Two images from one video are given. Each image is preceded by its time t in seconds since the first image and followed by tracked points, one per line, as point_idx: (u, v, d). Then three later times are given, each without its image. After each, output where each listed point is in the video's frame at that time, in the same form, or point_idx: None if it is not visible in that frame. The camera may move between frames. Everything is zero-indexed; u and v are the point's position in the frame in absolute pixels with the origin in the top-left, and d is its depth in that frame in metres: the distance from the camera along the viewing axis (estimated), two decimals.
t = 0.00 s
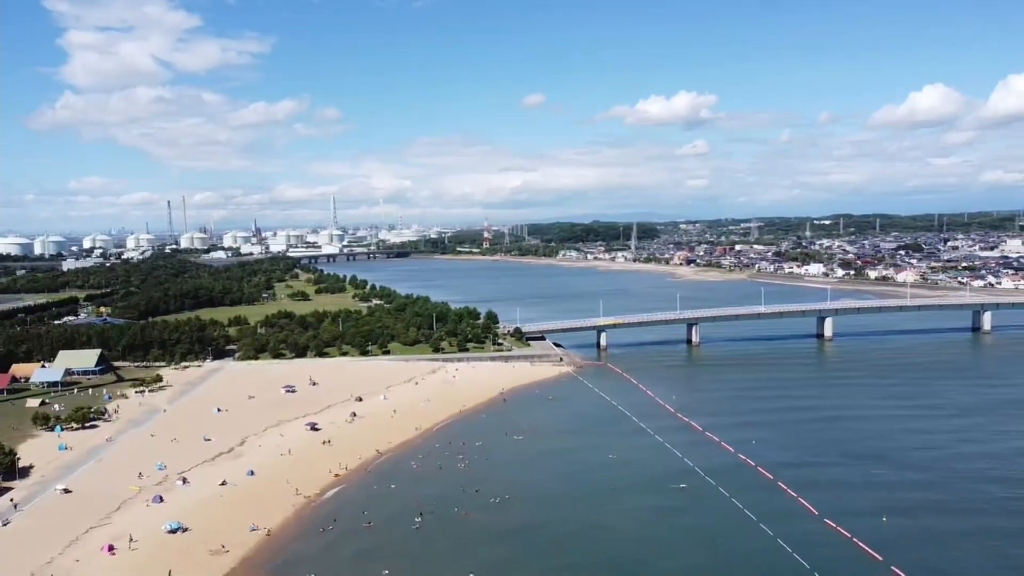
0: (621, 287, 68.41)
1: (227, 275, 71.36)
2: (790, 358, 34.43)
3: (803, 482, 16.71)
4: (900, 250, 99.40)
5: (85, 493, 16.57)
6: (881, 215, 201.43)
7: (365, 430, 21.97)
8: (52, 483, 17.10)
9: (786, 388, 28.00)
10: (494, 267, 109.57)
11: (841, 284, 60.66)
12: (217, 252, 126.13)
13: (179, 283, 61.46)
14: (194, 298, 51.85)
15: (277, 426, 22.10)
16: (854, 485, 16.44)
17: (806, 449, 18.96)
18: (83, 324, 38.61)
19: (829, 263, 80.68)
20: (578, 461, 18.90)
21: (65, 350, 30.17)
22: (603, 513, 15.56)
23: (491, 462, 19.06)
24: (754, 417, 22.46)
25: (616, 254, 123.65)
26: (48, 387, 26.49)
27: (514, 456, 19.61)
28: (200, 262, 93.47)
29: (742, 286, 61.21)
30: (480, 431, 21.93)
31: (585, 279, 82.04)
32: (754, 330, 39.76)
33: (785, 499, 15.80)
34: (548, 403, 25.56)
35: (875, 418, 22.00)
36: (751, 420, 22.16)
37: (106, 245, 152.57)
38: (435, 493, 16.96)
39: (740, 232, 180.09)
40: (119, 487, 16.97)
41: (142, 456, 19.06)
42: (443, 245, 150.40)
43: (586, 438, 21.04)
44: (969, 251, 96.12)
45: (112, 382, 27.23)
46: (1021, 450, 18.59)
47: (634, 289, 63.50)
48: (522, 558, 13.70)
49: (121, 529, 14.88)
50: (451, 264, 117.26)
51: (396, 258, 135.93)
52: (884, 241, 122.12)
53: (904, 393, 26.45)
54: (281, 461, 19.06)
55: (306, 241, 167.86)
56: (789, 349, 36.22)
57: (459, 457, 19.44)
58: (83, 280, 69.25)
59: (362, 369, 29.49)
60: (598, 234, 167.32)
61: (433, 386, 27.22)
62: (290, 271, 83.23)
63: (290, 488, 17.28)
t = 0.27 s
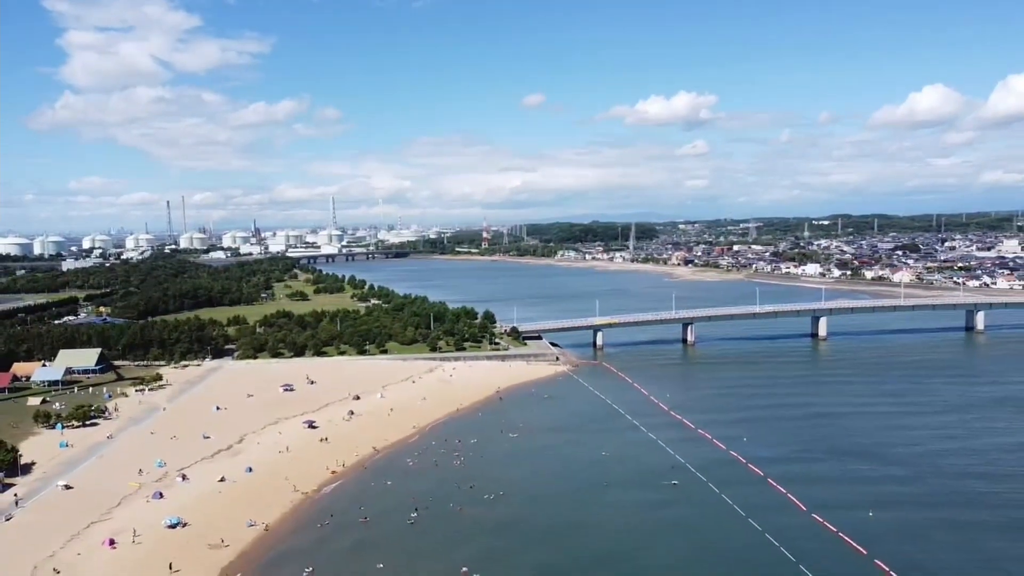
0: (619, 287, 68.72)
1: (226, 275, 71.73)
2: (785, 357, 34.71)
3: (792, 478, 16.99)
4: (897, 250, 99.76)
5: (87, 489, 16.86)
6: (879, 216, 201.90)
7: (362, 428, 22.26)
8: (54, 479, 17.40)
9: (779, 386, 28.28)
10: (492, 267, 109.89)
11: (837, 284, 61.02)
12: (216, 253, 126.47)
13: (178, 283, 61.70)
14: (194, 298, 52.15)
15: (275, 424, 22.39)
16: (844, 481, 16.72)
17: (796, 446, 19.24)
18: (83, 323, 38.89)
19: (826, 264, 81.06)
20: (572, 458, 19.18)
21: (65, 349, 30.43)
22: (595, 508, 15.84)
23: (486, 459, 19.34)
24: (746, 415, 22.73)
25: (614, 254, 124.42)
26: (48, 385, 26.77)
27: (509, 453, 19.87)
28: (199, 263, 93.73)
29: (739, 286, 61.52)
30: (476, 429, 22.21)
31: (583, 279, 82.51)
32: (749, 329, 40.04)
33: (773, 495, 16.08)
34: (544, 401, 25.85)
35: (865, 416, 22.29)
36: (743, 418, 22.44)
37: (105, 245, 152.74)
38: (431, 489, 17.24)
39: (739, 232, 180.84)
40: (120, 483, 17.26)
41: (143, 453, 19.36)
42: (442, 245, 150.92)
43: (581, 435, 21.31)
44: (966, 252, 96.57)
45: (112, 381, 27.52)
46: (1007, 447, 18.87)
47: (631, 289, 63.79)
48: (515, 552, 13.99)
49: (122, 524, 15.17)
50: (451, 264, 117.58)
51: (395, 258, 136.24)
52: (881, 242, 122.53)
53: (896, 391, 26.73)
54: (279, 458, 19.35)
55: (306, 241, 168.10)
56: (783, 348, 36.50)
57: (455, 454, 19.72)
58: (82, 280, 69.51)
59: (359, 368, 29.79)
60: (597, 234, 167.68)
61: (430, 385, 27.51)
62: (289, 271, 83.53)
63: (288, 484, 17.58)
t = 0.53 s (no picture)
0: (621, 287, 68.96)
1: (230, 275, 72.11)
2: (784, 357, 34.93)
3: (787, 474, 17.23)
4: (900, 250, 99.92)
5: (93, 484, 17.17)
6: (882, 216, 202.41)
7: (363, 426, 22.53)
8: (61, 475, 17.72)
9: (777, 385, 28.50)
10: (495, 267, 110.19)
11: (839, 284, 61.21)
12: (221, 253, 127.11)
13: (183, 283, 62.08)
14: (198, 298, 52.55)
15: (278, 422, 22.68)
16: (838, 478, 16.94)
17: (792, 443, 19.46)
18: (89, 323, 39.28)
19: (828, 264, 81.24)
20: (570, 455, 19.41)
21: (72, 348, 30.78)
22: (592, 503, 16.07)
23: (486, 456, 19.60)
24: (744, 413, 22.94)
25: (617, 254, 124.80)
26: (55, 384, 27.14)
27: (509, 450, 20.11)
28: (203, 263, 94.16)
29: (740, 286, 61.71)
30: (477, 427, 22.46)
31: (586, 279, 82.78)
32: (749, 329, 40.26)
33: (769, 491, 16.29)
34: (544, 400, 26.10)
35: (861, 414, 22.50)
36: (740, 416, 22.66)
37: (109, 245, 153.33)
38: (431, 485, 17.51)
39: (742, 233, 181.31)
40: (125, 479, 17.57)
41: (148, 449, 19.67)
42: (445, 245, 151.31)
43: (579, 433, 21.55)
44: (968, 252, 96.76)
45: (117, 380, 27.87)
46: (1001, 445, 19.08)
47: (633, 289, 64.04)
48: (513, 545, 14.24)
49: (127, 518, 15.45)
50: (454, 264, 117.88)
51: (398, 258, 136.58)
52: (883, 243, 122.95)
53: (893, 390, 26.93)
54: (282, 455, 19.64)
55: (309, 241, 168.51)
56: (782, 347, 36.71)
57: (455, 452, 19.99)
58: (87, 280, 69.93)
59: (361, 367, 30.08)
60: (600, 234, 167.94)
61: (431, 384, 27.77)
62: (293, 271, 83.91)
63: (290, 480, 17.87)
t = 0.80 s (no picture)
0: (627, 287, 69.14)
1: (238, 275, 72.59)
2: (788, 356, 35.05)
3: (788, 471, 17.39)
4: (907, 250, 99.75)
5: (106, 479, 17.52)
6: (890, 216, 202.28)
7: (370, 424, 22.82)
8: (74, 470, 18.08)
9: (781, 384, 28.68)
10: (502, 267, 110.52)
11: (845, 285, 61.29)
12: (230, 253, 127.75)
13: (192, 282, 62.58)
14: (207, 298, 52.97)
15: (287, 419, 23.00)
16: (839, 475, 17.09)
17: (794, 442, 19.62)
18: (100, 322, 39.74)
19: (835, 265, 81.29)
20: (574, 452, 19.64)
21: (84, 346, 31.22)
22: (595, 499, 16.32)
23: (491, 454, 19.85)
24: (747, 412, 23.10)
25: (624, 254, 125.19)
26: (67, 381, 27.56)
27: (513, 448, 20.36)
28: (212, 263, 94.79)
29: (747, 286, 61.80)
30: (482, 425, 22.72)
31: (592, 279, 83.02)
32: (754, 329, 40.39)
33: (770, 488, 16.47)
34: (549, 398, 26.32)
35: (863, 413, 22.64)
36: (744, 414, 22.82)
37: (119, 245, 154.29)
38: (436, 481, 17.79)
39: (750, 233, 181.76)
40: (137, 474, 17.92)
41: (159, 446, 20.01)
42: (453, 245, 151.78)
43: (584, 431, 21.78)
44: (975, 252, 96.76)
45: (128, 377, 28.27)
46: (1001, 443, 19.25)
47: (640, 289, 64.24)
48: (516, 539, 14.51)
49: (140, 512, 15.78)
50: (461, 264, 118.24)
51: (406, 258, 137.03)
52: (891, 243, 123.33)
53: (897, 390, 27.04)
54: (290, 452, 19.95)
55: (317, 241, 169.19)
56: (787, 347, 36.83)
57: (461, 449, 20.25)
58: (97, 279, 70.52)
59: (369, 365, 30.39)
60: (607, 234, 168.10)
61: (438, 382, 28.04)
62: (301, 271, 84.41)
63: (298, 476, 18.17)
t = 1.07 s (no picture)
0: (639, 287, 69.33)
1: (252, 275, 73.16)
2: (798, 356, 35.11)
3: (795, 469, 17.51)
4: (921, 251, 99.30)
5: (124, 473, 17.91)
6: (903, 216, 201.78)
7: (382, 421, 23.12)
8: (93, 464, 18.48)
9: (790, 383, 28.81)
10: (514, 267, 110.82)
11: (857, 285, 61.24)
12: (243, 253, 128.59)
13: (206, 282, 63.22)
14: (222, 297, 53.53)
15: (300, 416, 23.35)
16: (844, 473, 17.18)
17: (801, 441, 19.72)
18: (116, 321, 40.31)
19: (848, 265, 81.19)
20: (583, 450, 19.87)
21: (101, 344, 31.72)
22: (602, 495, 16.55)
23: (500, 451, 20.11)
24: (755, 411, 23.20)
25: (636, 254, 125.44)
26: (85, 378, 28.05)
27: (523, 445, 20.60)
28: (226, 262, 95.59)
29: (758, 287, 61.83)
30: (492, 423, 22.99)
31: (604, 279, 83.24)
32: (765, 329, 40.46)
33: (776, 485, 16.62)
34: (559, 397, 26.54)
35: (871, 412, 22.70)
36: (752, 414, 22.93)
37: (134, 245, 155.61)
38: (446, 477, 18.08)
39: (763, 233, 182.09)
40: (154, 468, 18.30)
41: (175, 441, 20.40)
42: (465, 245, 152.24)
43: (593, 429, 22.00)
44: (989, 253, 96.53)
45: (144, 375, 28.72)
46: (1007, 441, 19.36)
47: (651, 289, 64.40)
48: (524, 534, 14.78)
49: (157, 505, 16.16)
50: (473, 264, 118.66)
51: (418, 258, 137.58)
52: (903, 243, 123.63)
53: (906, 390, 27.07)
54: (303, 448, 20.29)
55: (330, 241, 170.07)
56: (798, 347, 36.88)
57: (471, 446, 20.52)
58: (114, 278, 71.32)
59: (381, 364, 30.72)
60: (619, 235, 168.16)
61: (449, 381, 28.33)
62: (315, 271, 85.01)
63: (311, 472, 18.49)
